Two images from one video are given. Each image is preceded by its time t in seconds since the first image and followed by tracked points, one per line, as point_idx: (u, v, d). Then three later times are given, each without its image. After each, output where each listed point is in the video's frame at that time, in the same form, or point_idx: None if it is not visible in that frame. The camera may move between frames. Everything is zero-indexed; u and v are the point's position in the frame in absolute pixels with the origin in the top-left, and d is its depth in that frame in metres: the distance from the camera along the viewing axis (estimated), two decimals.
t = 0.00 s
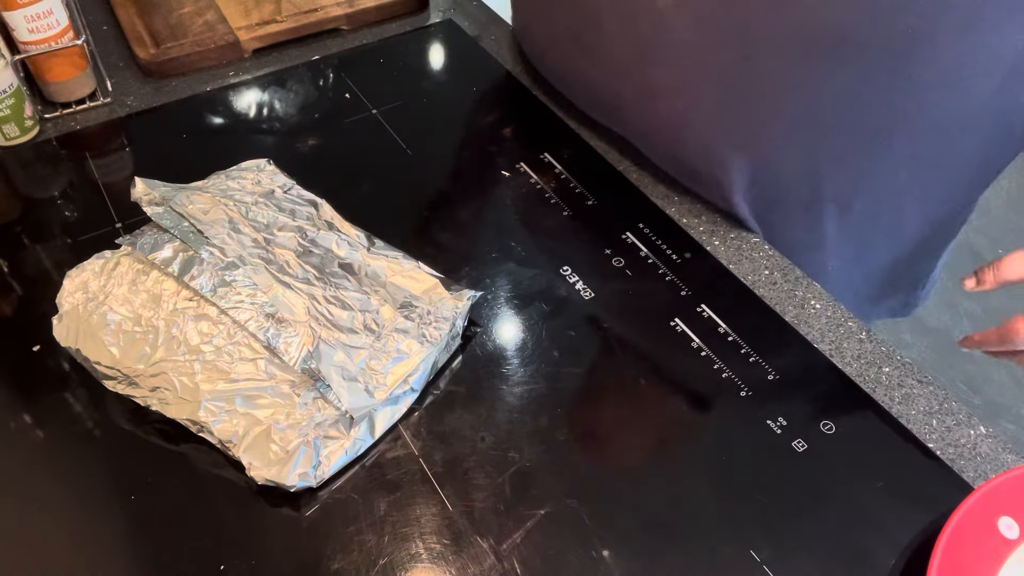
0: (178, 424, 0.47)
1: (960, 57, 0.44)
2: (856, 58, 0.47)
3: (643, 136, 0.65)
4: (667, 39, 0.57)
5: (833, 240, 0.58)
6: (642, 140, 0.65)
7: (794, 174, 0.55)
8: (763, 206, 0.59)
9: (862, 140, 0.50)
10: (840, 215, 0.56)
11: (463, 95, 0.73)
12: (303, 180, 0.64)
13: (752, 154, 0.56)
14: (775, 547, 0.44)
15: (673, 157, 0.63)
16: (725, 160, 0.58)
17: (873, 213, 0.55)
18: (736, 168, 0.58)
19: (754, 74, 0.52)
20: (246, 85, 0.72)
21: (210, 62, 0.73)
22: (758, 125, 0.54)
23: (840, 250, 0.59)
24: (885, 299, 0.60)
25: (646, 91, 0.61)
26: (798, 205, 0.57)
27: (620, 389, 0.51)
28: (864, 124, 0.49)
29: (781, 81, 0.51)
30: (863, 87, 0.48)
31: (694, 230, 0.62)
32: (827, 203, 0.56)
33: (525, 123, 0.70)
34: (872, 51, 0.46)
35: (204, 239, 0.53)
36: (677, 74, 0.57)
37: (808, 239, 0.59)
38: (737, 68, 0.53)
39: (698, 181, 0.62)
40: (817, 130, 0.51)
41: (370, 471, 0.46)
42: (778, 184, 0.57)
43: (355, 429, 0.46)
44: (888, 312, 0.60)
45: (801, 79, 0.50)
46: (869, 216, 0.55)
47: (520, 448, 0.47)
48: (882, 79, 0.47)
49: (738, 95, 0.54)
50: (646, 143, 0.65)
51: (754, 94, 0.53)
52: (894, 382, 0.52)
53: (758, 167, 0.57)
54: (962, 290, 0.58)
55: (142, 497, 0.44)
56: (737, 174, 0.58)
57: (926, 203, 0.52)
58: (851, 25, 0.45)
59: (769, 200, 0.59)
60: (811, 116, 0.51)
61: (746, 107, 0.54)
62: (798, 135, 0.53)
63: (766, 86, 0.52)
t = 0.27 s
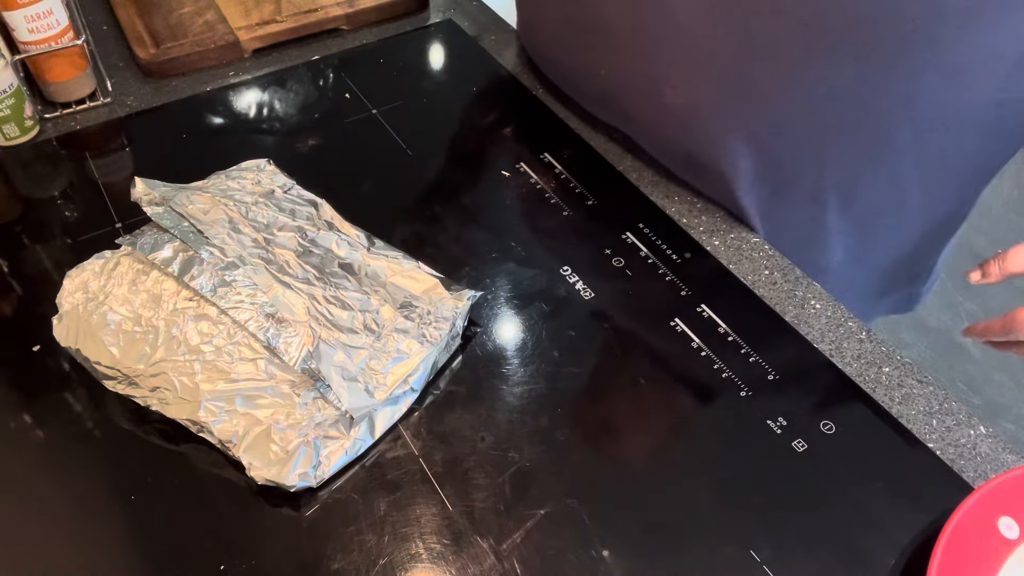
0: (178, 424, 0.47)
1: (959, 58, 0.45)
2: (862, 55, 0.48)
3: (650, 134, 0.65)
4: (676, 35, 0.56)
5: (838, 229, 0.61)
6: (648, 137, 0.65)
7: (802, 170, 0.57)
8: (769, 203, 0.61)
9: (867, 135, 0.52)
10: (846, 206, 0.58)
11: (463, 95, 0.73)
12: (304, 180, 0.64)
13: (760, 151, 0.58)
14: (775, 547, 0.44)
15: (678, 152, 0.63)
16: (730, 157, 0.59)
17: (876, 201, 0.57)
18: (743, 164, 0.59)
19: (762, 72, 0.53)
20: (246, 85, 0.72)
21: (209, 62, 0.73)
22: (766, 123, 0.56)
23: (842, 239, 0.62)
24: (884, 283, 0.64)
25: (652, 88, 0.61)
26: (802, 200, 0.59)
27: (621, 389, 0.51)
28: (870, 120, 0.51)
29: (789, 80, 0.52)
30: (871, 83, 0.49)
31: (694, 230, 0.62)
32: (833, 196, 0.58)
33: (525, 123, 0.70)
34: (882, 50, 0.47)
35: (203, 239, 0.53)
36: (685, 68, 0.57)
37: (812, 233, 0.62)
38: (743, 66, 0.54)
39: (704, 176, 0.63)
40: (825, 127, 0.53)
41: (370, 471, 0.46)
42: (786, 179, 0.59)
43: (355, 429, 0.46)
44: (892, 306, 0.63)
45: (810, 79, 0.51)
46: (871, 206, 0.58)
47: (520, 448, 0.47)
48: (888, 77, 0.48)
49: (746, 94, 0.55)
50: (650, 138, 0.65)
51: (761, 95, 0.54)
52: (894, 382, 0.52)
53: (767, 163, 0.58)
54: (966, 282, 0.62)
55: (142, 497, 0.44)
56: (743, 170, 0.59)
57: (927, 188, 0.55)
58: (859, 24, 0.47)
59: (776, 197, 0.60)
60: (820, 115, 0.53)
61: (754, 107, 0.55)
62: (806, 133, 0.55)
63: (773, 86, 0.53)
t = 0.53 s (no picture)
0: (178, 425, 0.47)
1: (960, 48, 0.48)
2: (867, 51, 0.50)
3: (656, 132, 0.65)
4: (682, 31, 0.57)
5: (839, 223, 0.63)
6: (653, 135, 0.66)
7: (806, 166, 0.59)
8: (773, 201, 0.62)
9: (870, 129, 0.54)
10: (848, 199, 0.60)
11: (463, 95, 0.73)
12: (304, 180, 0.64)
13: (764, 148, 0.59)
14: (775, 547, 0.44)
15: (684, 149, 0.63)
16: (735, 154, 0.60)
17: (877, 192, 0.60)
18: (747, 162, 0.60)
19: (768, 70, 0.54)
20: (246, 85, 0.72)
21: (209, 61, 0.73)
22: (771, 120, 0.57)
23: (844, 232, 0.64)
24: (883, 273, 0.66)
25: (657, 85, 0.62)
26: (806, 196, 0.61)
27: (620, 389, 0.51)
28: (874, 114, 0.53)
29: (794, 78, 0.54)
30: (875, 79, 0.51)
31: (694, 230, 0.62)
32: (835, 191, 0.60)
33: (525, 123, 0.70)
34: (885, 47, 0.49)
35: (204, 239, 0.53)
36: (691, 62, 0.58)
37: (815, 227, 0.64)
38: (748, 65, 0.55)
39: (708, 173, 0.63)
40: (830, 124, 0.55)
41: (370, 471, 0.46)
42: (789, 176, 0.60)
43: (355, 429, 0.46)
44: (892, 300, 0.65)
45: (816, 76, 0.53)
46: (873, 198, 0.60)
47: (520, 448, 0.47)
48: (892, 71, 0.50)
49: (751, 92, 0.56)
50: (654, 137, 0.66)
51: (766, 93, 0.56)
52: (894, 382, 0.52)
53: (771, 161, 0.60)
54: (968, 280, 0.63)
55: (142, 497, 0.44)
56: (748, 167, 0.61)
57: (926, 178, 0.58)
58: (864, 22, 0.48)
59: (781, 195, 0.62)
60: (825, 111, 0.54)
61: (758, 105, 0.57)
62: (810, 130, 0.56)
63: (777, 84, 0.55)
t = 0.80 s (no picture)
0: (178, 425, 0.47)
1: (961, 43, 0.50)
2: (869, 47, 0.51)
3: (655, 132, 0.65)
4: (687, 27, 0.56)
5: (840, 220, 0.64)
6: (653, 135, 0.65)
7: (808, 164, 0.60)
8: (775, 202, 0.63)
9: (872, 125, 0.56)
10: (850, 195, 0.62)
11: (463, 95, 0.73)
12: (304, 180, 0.64)
13: (767, 148, 0.60)
14: (775, 547, 0.44)
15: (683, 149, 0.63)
16: (738, 154, 0.60)
17: (878, 187, 0.61)
18: (750, 162, 0.60)
19: (772, 70, 0.55)
20: (246, 85, 0.72)
21: (209, 62, 0.73)
22: (775, 118, 0.57)
23: (846, 231, 0.65)
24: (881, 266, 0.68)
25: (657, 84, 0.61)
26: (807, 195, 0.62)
27: (620, 389, 0.51)
28: (876, 110, 0.55)
29: (797, 77, 0.54)
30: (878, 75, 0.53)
31: (694, 230, 0.62)
32: (836, 188, 0.61)
33: (525, 123, 0.70)
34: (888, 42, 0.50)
35: (204, 239, 0.53)
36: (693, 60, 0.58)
37: (815, 224, 0.65)
38: (750, 65, 0.55)
39: (708, 172, 0.62)
40: (833, 121, 0.56)
41: (370, 471, 0.46)
42: (792, 175, 0.61)
43: (355, 429, 0.46)
44: (894, 294, 0.68)
45: (819, 73, 0.53)
46: (873, 193, 0.61)
47: (520, 448, 0.47)
48: (894, 70, 0.52)
49: (753, 91, 0.56)
50: (654, 136, 0.65)
51: (768, 92, 0.56)
52: (894, 382, 0.52)
53: (773, 160, 0.60)
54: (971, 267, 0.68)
55: (142, 497, 0.44)
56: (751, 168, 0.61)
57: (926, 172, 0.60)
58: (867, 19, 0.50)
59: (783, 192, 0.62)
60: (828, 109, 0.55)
61: (761, 104, 0.57)
62: (813, 127, 0.57)
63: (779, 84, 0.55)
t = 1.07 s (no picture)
0: (178, 425, 0.47)
1: (959, 40, 0.50)
2: (863, 39, 0.52)
3: (657, 132, 0.65)
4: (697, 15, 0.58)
5: (838, 219, 0.63)
6: (653, 136, 0.65)
7: (804, 159, 0.60)
8: (772, 199, 0.63)
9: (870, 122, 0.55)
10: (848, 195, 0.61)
11: (463, 95, 0.73)
12: (304, 180, 0.64)
13: (765, 142, 0.60)
14: (775, 547, 0.44)
15: (685, 149, 0.63)
16: (735, 145, 0.60)
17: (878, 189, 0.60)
18: (746, 156, 0.61)
19: (766, 61, 0.56)
20: (246, 85, 0.72)
21: (209, 62, 0.73)
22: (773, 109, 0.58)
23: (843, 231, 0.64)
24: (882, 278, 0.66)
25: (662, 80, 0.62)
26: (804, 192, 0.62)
27: (620, 389, 0.51)
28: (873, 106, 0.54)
29: (795, 67, 0.55)
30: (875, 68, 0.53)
31: (694, 230, 0.62)
32: (833, 187, 0.61)
33: (525, 123, 0.70)
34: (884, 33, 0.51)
35: (203, 239, 0.53)
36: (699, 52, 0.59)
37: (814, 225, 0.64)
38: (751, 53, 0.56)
39: (706, 169, 0.62)
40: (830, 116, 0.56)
41: (370, 471, 0.46)
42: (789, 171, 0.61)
43: (355, 429, 0.46)
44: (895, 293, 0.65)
45: (812, 65, 0.54)
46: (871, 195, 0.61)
47: (520, 448, 0.47)
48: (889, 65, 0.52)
49: (749, 83, 0.58)
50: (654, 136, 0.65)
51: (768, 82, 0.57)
52: (894, 382, 0.52)
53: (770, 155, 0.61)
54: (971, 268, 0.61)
55: (142, 497, 0.44)
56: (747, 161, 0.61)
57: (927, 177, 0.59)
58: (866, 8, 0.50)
59: (781, 190, 0.63)
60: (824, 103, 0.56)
61: (759, 95, 0.58)
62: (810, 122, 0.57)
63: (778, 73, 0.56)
